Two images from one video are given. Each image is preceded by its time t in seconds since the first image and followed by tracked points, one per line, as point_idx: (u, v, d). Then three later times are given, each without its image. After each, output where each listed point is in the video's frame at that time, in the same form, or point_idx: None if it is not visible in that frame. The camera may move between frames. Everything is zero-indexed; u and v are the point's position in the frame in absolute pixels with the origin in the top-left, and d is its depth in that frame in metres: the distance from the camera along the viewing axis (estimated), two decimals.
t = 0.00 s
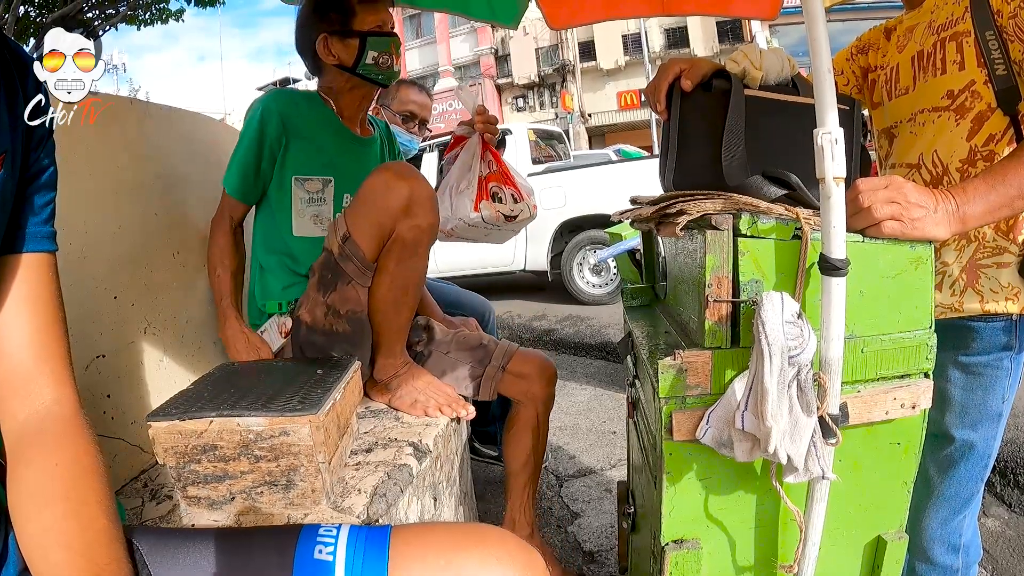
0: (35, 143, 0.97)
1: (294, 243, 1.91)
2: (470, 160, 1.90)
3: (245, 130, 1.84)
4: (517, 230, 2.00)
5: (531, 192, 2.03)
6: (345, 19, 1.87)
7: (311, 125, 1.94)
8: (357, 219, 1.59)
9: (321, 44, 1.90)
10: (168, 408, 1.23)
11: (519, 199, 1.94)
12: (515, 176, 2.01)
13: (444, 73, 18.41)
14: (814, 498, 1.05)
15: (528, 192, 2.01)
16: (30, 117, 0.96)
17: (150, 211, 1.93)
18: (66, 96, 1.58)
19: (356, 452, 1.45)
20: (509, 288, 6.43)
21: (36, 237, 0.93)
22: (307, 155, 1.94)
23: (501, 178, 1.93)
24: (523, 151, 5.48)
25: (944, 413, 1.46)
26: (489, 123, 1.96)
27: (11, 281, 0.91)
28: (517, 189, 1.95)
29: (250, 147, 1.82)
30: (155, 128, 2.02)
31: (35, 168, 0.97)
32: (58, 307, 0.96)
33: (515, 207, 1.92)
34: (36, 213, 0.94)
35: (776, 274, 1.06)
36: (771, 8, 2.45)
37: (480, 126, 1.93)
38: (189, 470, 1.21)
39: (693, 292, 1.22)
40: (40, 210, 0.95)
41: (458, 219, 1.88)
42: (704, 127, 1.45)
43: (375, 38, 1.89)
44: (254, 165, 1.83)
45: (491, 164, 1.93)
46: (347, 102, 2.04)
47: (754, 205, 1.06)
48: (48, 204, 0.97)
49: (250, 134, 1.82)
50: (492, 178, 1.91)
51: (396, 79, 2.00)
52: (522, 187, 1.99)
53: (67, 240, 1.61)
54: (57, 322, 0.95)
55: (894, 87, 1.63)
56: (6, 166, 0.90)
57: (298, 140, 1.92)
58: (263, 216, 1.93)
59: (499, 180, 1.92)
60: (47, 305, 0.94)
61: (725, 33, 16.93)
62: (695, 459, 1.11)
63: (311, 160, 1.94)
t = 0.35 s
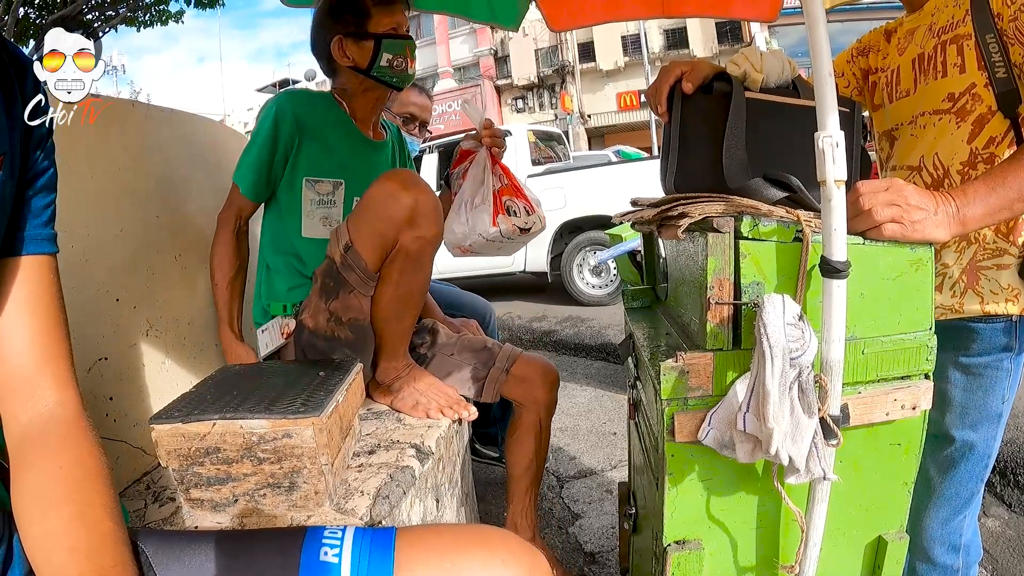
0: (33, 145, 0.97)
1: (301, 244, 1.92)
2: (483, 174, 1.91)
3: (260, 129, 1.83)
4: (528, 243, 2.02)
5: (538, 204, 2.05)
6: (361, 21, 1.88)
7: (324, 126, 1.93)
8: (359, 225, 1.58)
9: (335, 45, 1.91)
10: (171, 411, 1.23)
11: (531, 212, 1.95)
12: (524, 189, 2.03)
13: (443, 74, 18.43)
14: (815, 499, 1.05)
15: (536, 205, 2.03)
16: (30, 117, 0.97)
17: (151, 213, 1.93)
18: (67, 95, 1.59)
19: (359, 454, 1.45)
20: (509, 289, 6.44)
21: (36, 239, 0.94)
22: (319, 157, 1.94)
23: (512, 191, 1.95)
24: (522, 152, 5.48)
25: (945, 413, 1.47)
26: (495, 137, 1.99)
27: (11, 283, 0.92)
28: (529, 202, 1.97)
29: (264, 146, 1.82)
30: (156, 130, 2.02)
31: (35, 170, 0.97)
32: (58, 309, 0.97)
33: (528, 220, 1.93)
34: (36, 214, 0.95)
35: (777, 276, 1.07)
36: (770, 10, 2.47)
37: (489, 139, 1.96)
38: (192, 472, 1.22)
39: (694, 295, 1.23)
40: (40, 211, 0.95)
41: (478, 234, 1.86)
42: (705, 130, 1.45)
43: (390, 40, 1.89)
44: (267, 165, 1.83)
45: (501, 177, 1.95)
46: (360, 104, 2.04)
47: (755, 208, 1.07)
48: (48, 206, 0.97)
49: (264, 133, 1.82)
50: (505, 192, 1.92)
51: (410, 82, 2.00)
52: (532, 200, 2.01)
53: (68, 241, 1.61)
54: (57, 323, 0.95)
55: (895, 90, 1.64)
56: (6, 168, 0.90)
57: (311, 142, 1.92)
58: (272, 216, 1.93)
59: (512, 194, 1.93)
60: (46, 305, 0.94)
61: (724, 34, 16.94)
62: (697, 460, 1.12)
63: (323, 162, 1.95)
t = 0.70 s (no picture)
0: (32, 146, 0.98)
1: (306, 243, 1.93)
2: (498, 184, 1.93)
3: (268, 128, 1.85)
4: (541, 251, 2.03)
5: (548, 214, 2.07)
6: (371, 25, 1.89)
7: (333, 128, 1.95)
8: (363, 231, 1.59)
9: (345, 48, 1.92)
10: (176, 413, 1.24)
11: (544, 220, 1.96)
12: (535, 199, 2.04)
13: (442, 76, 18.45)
14: (817, 497, 1.06)
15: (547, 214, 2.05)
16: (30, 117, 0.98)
17: (154, 217, 1.95)
18: (67, 94, 1.59)
19: (363, 455, 1.46)
20: (508, 291, 6.44)
21: (37, 240, 0.94)
22: (327, 158, 1.96)
23: (525, 200, 1.96)
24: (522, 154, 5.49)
25: (944, 412, 1.48)
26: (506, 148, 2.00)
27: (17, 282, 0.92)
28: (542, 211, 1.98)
29: (272, 145, 1.83)
30: (160, 134, 2.04)
31: (34, 171, 0.97)
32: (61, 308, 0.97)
33: (542, 228, 1.94)
34: (35, 215, 0.95)
35: (778, 278, 1.08)
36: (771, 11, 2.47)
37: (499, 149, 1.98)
38: (197, 474, 1.23)
39: (695, 296, 1.24)
40: (39, 212, 0.96)
41: (496, 242, 1.86)
42: (705, 133, 1.46)
43: (399, 43, 1.89)
44: (275, 163, 1.85)
45: (514, 187, 1.96)
46: (370, 107, 2.04)
47: (755, 209, 1.08)
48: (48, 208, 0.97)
49: (273, 132, 1.84)
50: (519, 201, 1.93)
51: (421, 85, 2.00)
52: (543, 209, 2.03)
53: (71, 244, 1.63)
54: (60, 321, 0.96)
55: (894, 91, 1.65)
56: (5, 168, 0.91)
57: (319, 142, 1.94)
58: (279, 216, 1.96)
59: (526, 203, 1.94)
60: (49, 304, 0.95)
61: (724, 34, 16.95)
62: (699, 460, 1.13)
63: (330, 164, 1.97)
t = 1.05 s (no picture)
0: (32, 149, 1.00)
1: (314, 249, 1.94)
2: (513, 197, 1.95)
3: (277, 136, 1.88)
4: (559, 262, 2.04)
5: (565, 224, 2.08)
6: (378, 33, 1.92)
7: (342, 137, 1.97)
8: (373, 239, 1.60)
9: (354, 56, 1.96)
10: (186, 421, 1.25)
11: (560, 232, 1.97)
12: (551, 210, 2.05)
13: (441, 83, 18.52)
14: (824, 495, 1.07)
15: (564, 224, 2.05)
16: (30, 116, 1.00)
17: (160, 226, 1.96)
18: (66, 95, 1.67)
19: (372, 460, 1.47)
20: (511, 296, 6.46)
21: (43, 240, 0.97)
22: (337, 166, 1.98)
23: (541, 212, 1.97)
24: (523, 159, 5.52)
25: (948, 409, 1.48)
26: (519, 160, 2.02)
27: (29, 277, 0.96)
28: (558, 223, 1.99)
29: (280, 152, 1.86)
30: (165, 144, 2.07)
31: (34, 173, 1.00)
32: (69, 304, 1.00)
33: (558, 240, 1.95)
34: (40, 216, 0.98)
35: (783, 279, 1.09)
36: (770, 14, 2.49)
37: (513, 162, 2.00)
38: (209, 481, 1.24)
39: (701, 298, 1.25)
40: (42, 215, 0.98)
41: (511, 255, 1.89)
42: (707, 136, 1.48)
43: (406, 52, 1.92)
44: (282, 169, 1.88)
45: (529, 199, 1.97)
46: (380, 116, 2.07)
47: (759, 212, 1.10)
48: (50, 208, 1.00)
49: (281, 139, 1.87)
50: (535, 213, 1.94)
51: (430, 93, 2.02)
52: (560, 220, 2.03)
53: (77, 253, 1.65)
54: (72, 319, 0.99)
55: (895, 92, 1.66)
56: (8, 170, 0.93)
57: (328, 150, 1.96)
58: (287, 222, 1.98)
59: (542, 215, 1.95)
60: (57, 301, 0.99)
61: (723, 37, 16.98)
62: (708, 461, 1.14)
63: (340, 172, 1.98)
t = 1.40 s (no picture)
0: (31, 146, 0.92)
1: (317, 259, 1.95)
2: (520, 210, 1.96)
3: (279, 146, 1.89)
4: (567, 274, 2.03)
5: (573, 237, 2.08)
6: (378, 44, 1.94)
7: (344, 147, 1.99)
8: (377, 249, 1.61)
9: (354, 69, 1.98)
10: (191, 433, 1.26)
11: (568, 244, 1.97)
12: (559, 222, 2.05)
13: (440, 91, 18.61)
14: (828, 498, 1.07)
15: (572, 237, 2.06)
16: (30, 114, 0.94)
17: (162, 238, 1.97)
18: (67, 93, 1.61)
19: (376, 470, 1.47)
20: (513, 303, 6.46)
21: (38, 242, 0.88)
22: (339, 176, 1.99)
23: (549, 224, 1.97)
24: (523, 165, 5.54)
25: (951, 408, 1.48)
26: (526, 173, 2.04)
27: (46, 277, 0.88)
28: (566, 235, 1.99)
29: (282, 162, 1.87)
30: (166, 156, 2.08)
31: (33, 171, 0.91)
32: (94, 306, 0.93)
33: (566, 252, 1.95)
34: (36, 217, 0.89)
35: (783, 282, 1.09)
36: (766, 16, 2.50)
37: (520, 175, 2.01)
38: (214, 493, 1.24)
39: (702, 303, 1.26)
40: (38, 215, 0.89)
41: (519, 267, 1.89)
42: (706, 141, 1.49)
43: (405, 62, 1.93)
44: (285, 179, 1.89)
45: (536, 211, 1.98)
46: (382, 127, 2.08)
47: (758, 216, 1.10)
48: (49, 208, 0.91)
49: (283, 149, 1.88)
50: (542, 225, 1.95)
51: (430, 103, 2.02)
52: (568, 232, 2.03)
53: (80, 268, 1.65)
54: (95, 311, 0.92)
55: (892, 94, 1.67)
56: None
57: (330, 161, 1.97)
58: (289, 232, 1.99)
59: (550, 227, 1.96)
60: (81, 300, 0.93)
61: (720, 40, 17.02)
62: (711, 466, 1.14)
63: (342, 182, 1.99)
